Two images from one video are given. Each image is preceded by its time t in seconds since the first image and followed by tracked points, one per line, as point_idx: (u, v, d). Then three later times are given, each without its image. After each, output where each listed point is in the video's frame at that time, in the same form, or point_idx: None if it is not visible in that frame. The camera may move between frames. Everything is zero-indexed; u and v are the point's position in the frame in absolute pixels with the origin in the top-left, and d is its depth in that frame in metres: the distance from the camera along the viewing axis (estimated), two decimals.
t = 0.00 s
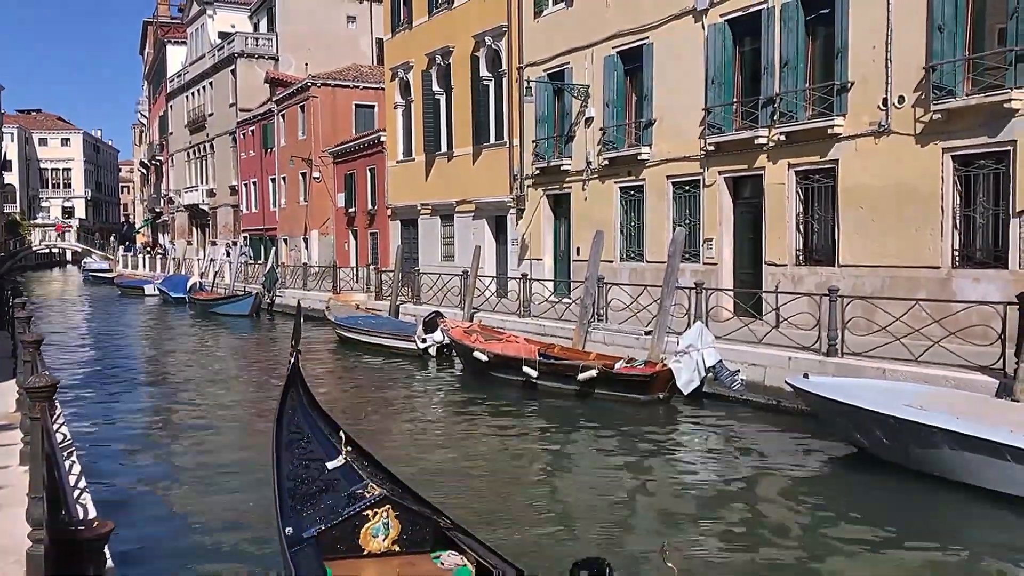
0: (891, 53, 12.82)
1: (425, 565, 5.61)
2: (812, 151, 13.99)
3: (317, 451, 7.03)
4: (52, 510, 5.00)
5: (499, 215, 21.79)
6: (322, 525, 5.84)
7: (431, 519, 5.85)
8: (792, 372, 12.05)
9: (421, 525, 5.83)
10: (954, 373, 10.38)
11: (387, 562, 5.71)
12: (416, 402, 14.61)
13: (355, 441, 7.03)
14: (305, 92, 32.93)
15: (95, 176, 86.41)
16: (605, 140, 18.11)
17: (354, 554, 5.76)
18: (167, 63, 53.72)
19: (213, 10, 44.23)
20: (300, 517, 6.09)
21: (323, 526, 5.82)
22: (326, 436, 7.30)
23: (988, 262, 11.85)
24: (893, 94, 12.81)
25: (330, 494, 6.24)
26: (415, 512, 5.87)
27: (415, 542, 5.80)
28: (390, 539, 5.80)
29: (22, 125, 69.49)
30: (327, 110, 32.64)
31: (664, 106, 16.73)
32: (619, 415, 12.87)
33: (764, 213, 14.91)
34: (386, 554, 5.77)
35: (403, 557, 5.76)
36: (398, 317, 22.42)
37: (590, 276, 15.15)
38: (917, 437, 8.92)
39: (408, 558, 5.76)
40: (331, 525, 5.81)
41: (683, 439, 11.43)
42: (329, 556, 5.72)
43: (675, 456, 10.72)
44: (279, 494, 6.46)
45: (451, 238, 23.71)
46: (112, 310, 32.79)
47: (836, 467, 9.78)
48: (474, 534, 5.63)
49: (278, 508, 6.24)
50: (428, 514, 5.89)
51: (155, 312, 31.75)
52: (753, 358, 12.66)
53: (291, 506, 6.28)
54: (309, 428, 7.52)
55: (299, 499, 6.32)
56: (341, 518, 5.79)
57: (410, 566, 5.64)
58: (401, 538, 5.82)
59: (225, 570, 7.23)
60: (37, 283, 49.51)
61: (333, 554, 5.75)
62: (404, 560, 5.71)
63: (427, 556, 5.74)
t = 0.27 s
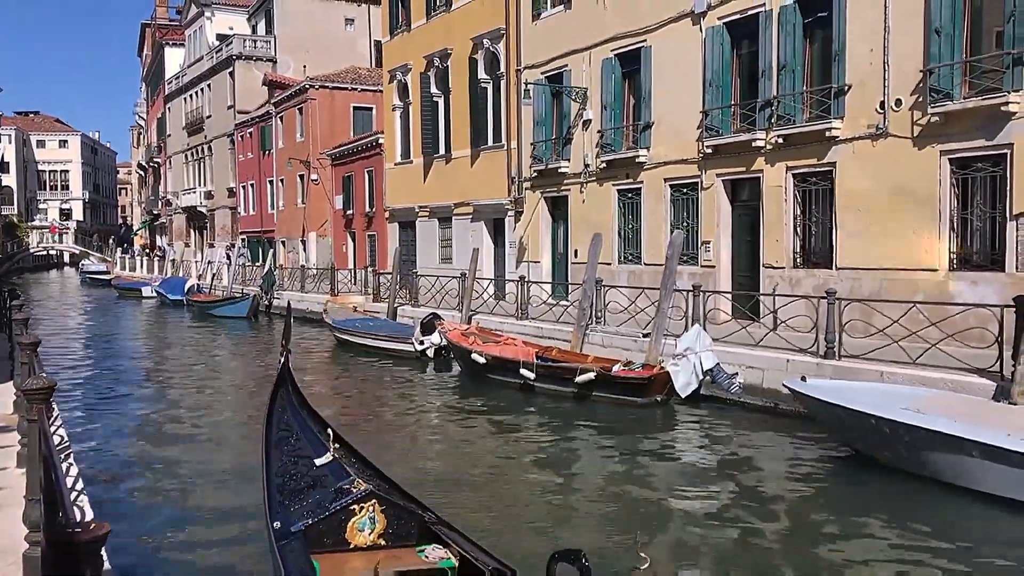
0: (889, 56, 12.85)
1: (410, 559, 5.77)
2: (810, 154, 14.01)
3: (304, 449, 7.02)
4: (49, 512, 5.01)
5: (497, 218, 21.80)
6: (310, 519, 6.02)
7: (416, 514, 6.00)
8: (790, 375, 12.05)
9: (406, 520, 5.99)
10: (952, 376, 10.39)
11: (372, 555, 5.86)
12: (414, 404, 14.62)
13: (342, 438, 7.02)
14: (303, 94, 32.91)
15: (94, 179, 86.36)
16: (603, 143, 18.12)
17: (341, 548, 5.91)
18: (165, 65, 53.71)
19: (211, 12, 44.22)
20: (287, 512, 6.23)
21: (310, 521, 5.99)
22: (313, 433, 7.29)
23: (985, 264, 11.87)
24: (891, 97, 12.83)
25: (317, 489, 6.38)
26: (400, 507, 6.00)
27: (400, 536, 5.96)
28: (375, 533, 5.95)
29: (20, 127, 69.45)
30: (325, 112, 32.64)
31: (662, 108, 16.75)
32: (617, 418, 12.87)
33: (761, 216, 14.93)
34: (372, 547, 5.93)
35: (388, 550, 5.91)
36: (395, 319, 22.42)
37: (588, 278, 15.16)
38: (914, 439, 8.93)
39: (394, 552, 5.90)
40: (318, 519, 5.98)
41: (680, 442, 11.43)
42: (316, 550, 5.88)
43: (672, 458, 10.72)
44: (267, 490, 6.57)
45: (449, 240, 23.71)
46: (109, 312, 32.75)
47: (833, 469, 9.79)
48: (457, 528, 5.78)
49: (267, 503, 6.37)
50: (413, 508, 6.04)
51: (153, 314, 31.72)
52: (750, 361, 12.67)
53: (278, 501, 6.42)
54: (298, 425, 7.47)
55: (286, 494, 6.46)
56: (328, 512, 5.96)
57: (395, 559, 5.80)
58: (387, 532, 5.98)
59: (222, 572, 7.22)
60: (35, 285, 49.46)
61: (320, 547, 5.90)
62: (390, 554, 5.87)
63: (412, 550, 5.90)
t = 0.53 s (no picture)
0: (885, 59, 12.87)
1: (395, 553, 5.78)
2: (807, 156, 14.02)
3: (293, 446, 7.11)
4: (45, 513, 5.02)
5: (493, 220, 21.80)
6: (297, 514, 5.96)
7: (402, 510, 6.01)
8: (787, 377, 12.05)
9: (392, 515, 5.99)
10: (948, 378, 10.41)
11: (358, 549, 5.85)
12: (410, 406, 14.61)
13: (329, 437, 7.19)
14: (300, 96, 32.82)
15: (90, 180, 86.24)
16: (600, 145, 18.13)
17: (327, 542, 5.91)
18: (162, 67, 53.68)
19: (208, 14, 44.19)
20: (275, 507, 6.20)
21: (296, 515, 5.94)
22: (301, 429, 7.41)
23: (981, 267, 11.90)
24: (887, 99, 12.85)
25: (304, 485, 6.39)
26: (387, 502, 6.00)
27: (385, 531, 5.96)
28: (361, 528, 5.93)
29: (16, 128, 69.38)
30: (322, 114, 32.64)
31: (659, 111, 16.77)
32: (614, 420, 12.87)
33: (758, 219, 14.94)
34: (357, 542, 5.91)
35: (373, 545, 5.91)
36: (392, 321, 22.41)
37: (584, 281, 15.16)
38: (911, 442, 8.94)
39: (379, 546, 5.90)
40: (304, 515, 5.92)
41: (677, 444, 11.43)
42: (303, 544, 5.87)
43: (669, 460, 10.73)
44: (256, 487, 6.61)
45: (446, 242, 23.70)
46: (106, 313, 32.71)
47: (829, 472, 9.80)
48: (442, 524, 5.81)
49: (254, 498, 6.37)
50: (398, 504, 6.05)
51: (149, 316, 31.69)
52: (747, 363, 12.68)
53: (266, 497, 6.43)
54: (287, 423, 7.60)
55: (274, 489, 6.46)
56: (315, 507, 5.91)
57: (380, 553, 5.81)
58: (372, 526, 5.96)
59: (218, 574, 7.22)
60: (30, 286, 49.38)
61: (306, 541, 5.89)
62: (375, 549, 5.86)
63: (397, 544, 5.91)
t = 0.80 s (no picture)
0: (881, 62, 12.89)
1: (381, 546, 6.12)
2: (803, 158, 14.03)
3: (280, 444, 7.14)
4: (40, 516, 5.02)
5: (490, 222, 21.81)
6: (285, 510, 6.29)
7: (386, 506, 6.33)
8: (783, 379, 12.07)
9: (376, 512, 6.31)
10: (944, 380, 10.42)
11: (344, 544, 6.18)
12: (406, 408, 14.61)
13: (318, 439, 7.24)
14: (297, 97, 32.82)
15: (85, 181, 86.07)
16: (596, 147, 18.13)
17: (314, 537, 6.23)
18: (158, 68, 53.62)
19: (204, 15, 44.15)
20: (264, 503, 6.50)
21: (284, 512, 6.27)
22: (288, 426, 7.44)
23: (977, 269, 11.92)
24: (883, 102, 12.87)
25: (292, 480, 6.66)
26: (372, 498, 6.33)
27: (370, 527, 6.28)
28: (347, 524, 6.25)
29: (13, 128, 69.31)
30: (318, 116, 32.62)
31: (655, 113, 16.78)
32: (611, 421, 12.88)
33: (754, 221, 14.95)
34: (343, 537, 6.23)
35: (359, 539, 6.23)
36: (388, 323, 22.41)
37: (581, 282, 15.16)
38: (906, 444, 8.95)
39: (364, 540, 6.24)
40: (292, 511, 6.26)
41: (673, 446, 11.44)
42: (291, 538, 6.18)
43: (666, 462, 10.73)
44: (244, 481, 6.82)
45: (442, 244, 23.70)
46: (101, 315, 32.65)
47: (825, 475, 9.81)
48: (424, 518, 6.15)
49: (244, 495, 6.62)
50: (383, 500, 6.36)
51: (145, 317, 31.65)
52: (743, 365, 12.69)
53: (254, 493, 6.65)
54: (275, 421, 7.51)
55: (263, 486, 6.68)
56: (302, 503, 6.25)
57: (366, 547, 6.13)
58: (358, 522, 6.29)
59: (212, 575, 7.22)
60: (26, 288, 49.30)
61: (293, 536, 6.21)
62: (361, 543, 6.18)
63: (382, 538, 6.24)
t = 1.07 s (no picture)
0: (877, 64, 12.92)
1: (367, 542, 6.02)
2: (800, 160, 14.04)
3: (268, 438, 7.36)
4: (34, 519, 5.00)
5: (487, 223, 21.81)
6: (272, 506, 6.19)
7: (373, 502, 6.24)
8: (779, 381, 12.08)
9: (362, 508, 6.23)
10: (940, 382, 10.43)
11: (331, 540, 6.08)
12: (402, 410, 14.59)
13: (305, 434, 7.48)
14: (293, 99, 32.81)
15: (82, 182, 85.98)
16: (593, 148, 18.14)
17: (301, 532, 6.12)
18: (154, 69, 53.58)
19: (201, 16, 44.13)
20: (251, 500, 6.40)
21: (272, 507, 6.18)
22: (275, 424, 7.67)
23: (973, 271, 11.92)
24: (879, 104, 12.89)
25: (280, 479, 6.62)
26: (358, 494, 6.25)
27: (357, 523, 6.19)
28: (334, 519, 6.16)
29: (9, 129, 69.21)
30: (315, 117, 32.60)
31: (652, 115, 16.79)
32: (607, 423, 12.88)
33: (751, 223, 14.96)
34: (331, 533, 6.14)
35: (346, 535, 6.14)
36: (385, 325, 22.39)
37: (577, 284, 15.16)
38: (902, 446, 8.95)
39: (351, 536, 6.14)
40: (279, 508, 6.17)
41: (669, 447, 11.42)
42: (277, 534, 6.09)
43: (662, 464, 10.72)
44: (233, 479, 6.76)
45: (439, 246, 23.69)
46: (97, 316, 32.61)
47: (822, 476, 9.80)
48: (411, 513, 6.04)
49: (232, 491, 6.54)
50: (369, 496, 6.28)
51: (141, 318, 31.61)
52: (739, 366, 12.70)
53: (243, 489, 6.61)
54: (264, 421, 7.65)
55: (252, 483, 6.65)
56: (290, 499, 6.16)
57: (353, 543, 6.04)
58: (344, 518, 6.19)
59: None
60: (22, 289, 49.22)
61: (281, 532, 6.10)
62: (349, 539, 6.10)
63: (368, 533, 6.14)
